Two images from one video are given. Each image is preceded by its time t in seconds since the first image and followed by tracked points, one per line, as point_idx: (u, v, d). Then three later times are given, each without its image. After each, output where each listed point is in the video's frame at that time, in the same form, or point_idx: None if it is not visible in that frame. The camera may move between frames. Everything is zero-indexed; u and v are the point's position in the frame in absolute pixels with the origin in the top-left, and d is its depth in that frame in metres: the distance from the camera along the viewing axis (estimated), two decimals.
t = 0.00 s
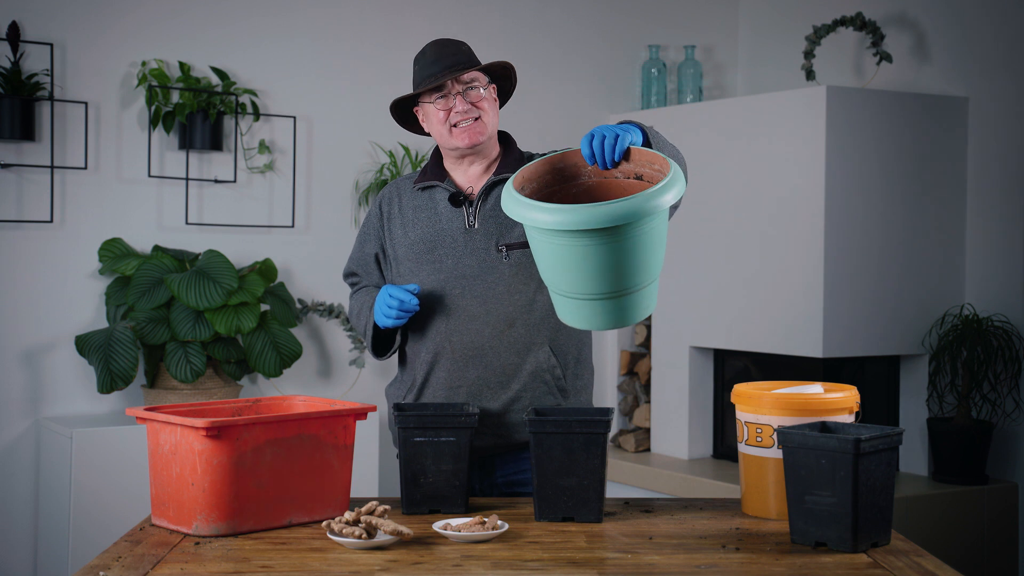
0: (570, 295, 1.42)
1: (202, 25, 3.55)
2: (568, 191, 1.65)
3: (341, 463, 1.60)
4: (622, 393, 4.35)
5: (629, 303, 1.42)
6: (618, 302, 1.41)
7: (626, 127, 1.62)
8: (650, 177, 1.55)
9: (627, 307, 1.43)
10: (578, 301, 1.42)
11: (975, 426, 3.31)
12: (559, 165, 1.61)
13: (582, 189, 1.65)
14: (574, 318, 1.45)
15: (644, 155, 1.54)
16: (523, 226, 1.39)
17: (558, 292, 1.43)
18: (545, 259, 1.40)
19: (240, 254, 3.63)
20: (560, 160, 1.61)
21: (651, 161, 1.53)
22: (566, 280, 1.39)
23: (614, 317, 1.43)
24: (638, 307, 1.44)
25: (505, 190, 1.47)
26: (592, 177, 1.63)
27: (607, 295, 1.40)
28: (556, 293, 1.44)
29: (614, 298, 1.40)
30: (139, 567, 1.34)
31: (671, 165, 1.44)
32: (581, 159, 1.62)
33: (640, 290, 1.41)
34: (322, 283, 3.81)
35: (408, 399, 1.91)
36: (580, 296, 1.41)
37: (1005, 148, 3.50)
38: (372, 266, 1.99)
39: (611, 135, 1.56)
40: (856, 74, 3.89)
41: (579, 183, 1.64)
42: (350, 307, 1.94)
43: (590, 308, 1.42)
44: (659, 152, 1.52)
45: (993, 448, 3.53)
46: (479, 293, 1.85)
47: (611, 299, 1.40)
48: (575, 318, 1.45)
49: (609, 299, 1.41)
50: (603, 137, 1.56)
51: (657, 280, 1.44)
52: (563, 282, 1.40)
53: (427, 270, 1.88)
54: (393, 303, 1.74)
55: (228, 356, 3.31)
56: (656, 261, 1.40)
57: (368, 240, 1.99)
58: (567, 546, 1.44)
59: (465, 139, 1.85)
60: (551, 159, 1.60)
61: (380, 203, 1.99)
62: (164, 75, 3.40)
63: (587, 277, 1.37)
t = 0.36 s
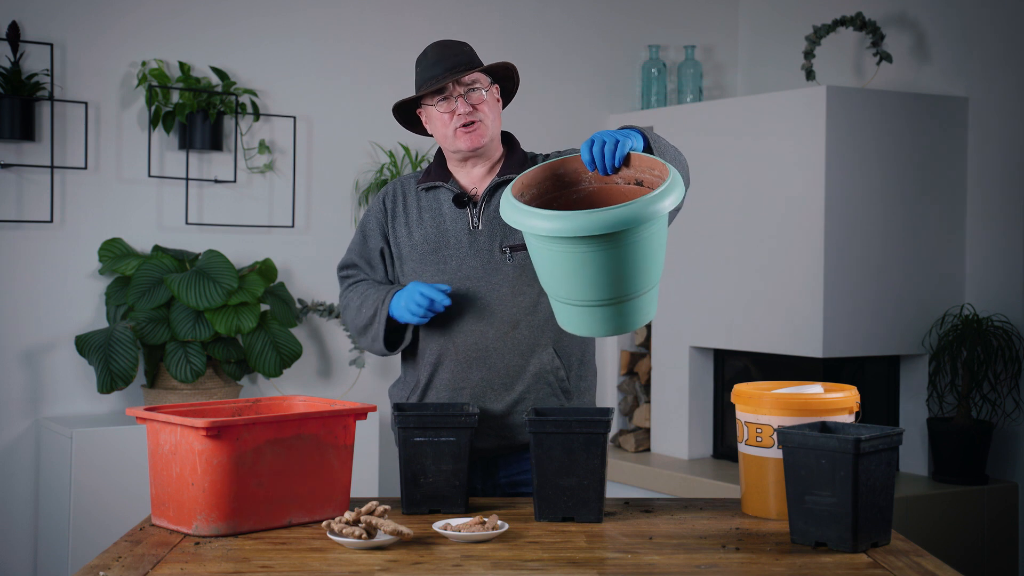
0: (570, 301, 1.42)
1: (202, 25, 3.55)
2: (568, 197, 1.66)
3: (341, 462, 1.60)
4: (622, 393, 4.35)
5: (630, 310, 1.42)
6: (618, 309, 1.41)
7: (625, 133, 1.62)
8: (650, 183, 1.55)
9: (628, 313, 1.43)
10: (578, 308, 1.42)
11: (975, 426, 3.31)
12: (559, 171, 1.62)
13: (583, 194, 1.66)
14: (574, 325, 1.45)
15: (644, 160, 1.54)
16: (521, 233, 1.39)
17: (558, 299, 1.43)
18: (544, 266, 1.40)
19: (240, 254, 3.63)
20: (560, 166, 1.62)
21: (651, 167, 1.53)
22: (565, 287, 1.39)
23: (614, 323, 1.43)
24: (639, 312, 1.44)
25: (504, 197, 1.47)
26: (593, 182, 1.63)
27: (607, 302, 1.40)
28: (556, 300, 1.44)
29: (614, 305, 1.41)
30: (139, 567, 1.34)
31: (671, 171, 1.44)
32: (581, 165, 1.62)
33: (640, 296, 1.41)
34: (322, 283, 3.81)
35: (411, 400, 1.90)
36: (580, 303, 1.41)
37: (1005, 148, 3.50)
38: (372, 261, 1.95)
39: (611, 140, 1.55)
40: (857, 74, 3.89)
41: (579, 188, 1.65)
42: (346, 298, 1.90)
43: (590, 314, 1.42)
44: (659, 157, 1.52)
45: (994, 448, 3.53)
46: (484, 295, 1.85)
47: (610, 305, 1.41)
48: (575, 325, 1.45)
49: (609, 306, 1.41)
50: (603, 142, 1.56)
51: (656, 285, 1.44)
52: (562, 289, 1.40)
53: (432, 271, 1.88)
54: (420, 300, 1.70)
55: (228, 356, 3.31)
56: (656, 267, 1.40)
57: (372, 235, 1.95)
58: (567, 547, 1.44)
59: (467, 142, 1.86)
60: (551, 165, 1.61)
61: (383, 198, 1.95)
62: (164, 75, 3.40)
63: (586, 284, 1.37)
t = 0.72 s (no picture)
0: (574, 327, 1.42)
1: (202, 25, 3.55)
2: (569, 223, 1.65)
3: (342, 463, 1.60)
4: (622, 393, 4.35)
5: (634, 333, 1.42)
6: (622, 333, 1.41)
7: (624, 157, 1.63)
8: (651, 208, 1.56)
9: (632, 337, 1.44)
10: (583, 333, 1.42)
11: (975, 426, 3.31)
12: (560, 197, 1.62)
13: (583, 220, 1.65)
14: (578, 350, 1.45)
15: (645, 185, 1.55)
16: (524, 260, 1.39)
17: (561, 324, 1.43)
18: (547, 293, 1.39)
19: (240, 254, 3.63)
20: (560, 192, 1.61)
21: (653, 191, 1.54)
22: (569, 313, 1.39)
23: (618, 347, 1.43)
24: (643, 335, 1.44)
25: (505, 223, 1.46)
26: (594, 208, 1.63)
27: (611, 327, 1.40)
28: (560, 325, 1.44)
29: (619, 329, 1.41)
30: (139, 567, 1.34)
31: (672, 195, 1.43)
32: (582, 191, 1.62)
33: (643, 320, 1.41)
34: (322, 283, 3.81)
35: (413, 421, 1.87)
36: (583, 328, 1.41)
37: (1005, 148, 3.50)
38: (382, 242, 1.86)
39: (611, 165, 1.56)
40: (857, 74, 3.90)
41: (579, 214, 1.65)
42: (343, 271, 1.75)
43: (594, 339, 1.42)
44: (660, 182, 1.53)
45: (993, 449, 3.53)
46: (495, 319, 1.84)
47: (614, 330, 1.40)
48: (578, 350, 1.45)
49: (613, 330, 1.41)
50: (604, 166, 1.56)
51: (659, 308, 1.44)
52: (566, 315, 1.40)
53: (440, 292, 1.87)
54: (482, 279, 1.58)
55: (228, 356, 3.31)
56: (659, 291, 1.40)
57: (392, 229, 1.89)
58: (567, 546, 1.44)
59: (469, 163, 1.84)
60: (551, 191, 1.61)
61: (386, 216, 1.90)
62: (164, 75, 3.40)
63: (589, 309, 1.37)
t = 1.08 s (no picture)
0: (580, 326, 1.42)
1: (201, 24, 3.55)
2: (570, 220, 1.64)
3: (342, 463, 1.60)
4: (622, 393, 4.35)
5: (640, 330, 1.42)
6: (628, 330, 1.41)
7: (624, 151, 1.62)
8: (652, 202, 1.55)
9: (638, 333, 1.43)
10: (589, 331, 1.42)
11: (975, 426, 3.31)
12: (560, 195, 1.61)
13: (583, 219, 1.64)
14: (585, 348, 1.45)
15: (645, 180, 1.54)
16: (527, 261, 1.39)
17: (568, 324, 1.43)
18: (552, 293, 1.39)
19: (240, 254, 3.63)
20: (560, 191, 1.60)
21: (653, 186, 1.53)
22: (574, 312, 1.39)
23: (625, 345, 1.43)
24: (650, 332, 1.44)
25: (507, 227, 1.46)
26: (595, 204, 1.62)
27: (617, 324, 1.40)
28: (566, 325, 1.44)
29: (624, 326, 1.40)
30: (139, 567, 1.34)
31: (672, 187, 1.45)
32: (582, 188, 1.61)
33: (649, 317, 1.41)
34: (322, 283, 3.81)
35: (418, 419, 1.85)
36: (590, 327, 1.41)
37: (1005, 148, 3.50)
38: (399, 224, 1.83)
39: (610, 161, 1.56)
40: (857, 74, 3.90)
41: (580, 211, 1.64)
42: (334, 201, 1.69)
43: (601, 338, 1.42)
44: (660, 176, 1.52)
45: (993, 449, 3.53)
46: (500, 317, 1.84)
47: (620, 328, 1.41)
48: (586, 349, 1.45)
49: (619, 327, 1.41)
50: (603, 163, 1.56)
51: (665, 305, 1.44)
52: (572, 314, 1.40)
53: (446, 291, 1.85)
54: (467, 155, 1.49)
55: (228, 356, 3.31)
56: (662, 286, 1.40)
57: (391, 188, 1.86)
58: (567, 546, 1.44)
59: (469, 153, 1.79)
60: (552, 190, 1.60)
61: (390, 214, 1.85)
62: (164, 75, 3.40)
63: (595, 308, 1.37)
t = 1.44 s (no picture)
0: (566, 280, 1.44)
1: (201, 25, 3.55)
2: (569, 181, 1.65)
3: (342, 462, 1.60)
4: (622, 393, 4.35)
5: (625, 290, 1.44)
6: (614, 288, 1.43)
7: (628, 118, 1.63)
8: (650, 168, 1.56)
9: (623, 294, 1.45)
10: (575, 286, 1.44)
11: (975, 426, 3.31)
12: (560, 154, 1.62)
13: (582, 179, 1.65)
14: (569, 305, 1.47)
15: (643, 145, 1.55)
16: (519, 208, 1.41)
17: (554, 277, 1.45)
18: (541, 242, 1.42)
19: (240, 254, 3.63)
20: (561, 149, 1.61)
21: (651, 151, 1.54)
22: (562, 263, 1.41)
23: (609, 303, 1.45)
24: (636, 293, 1.45)
25: (502, 175, 1.49)
26: (594, 167, 1.63)
27: (604, 280, 1.42)
28: (552, 279, 1.46)
29: (610, 283, 1.42)
30: (139, 567, 1.34)
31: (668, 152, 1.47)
32: (583, 149, 1.62)
33: (634, 276, 1.43)
34: (322, 283, 3.82)
35: (407, 389, 1.89)
36: (575, 281, 1.43)
37: (1005, 148, 3.50)
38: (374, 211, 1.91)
39: (612, 125, 1.56)
40: (857, 74, 3.90)
41: (580, 172, 1.65)
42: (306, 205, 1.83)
43: (586, 293, 1.44)
44: (661, 142, 1.53)
45: (993, 449, 3.53)
46: (486, 290, 1.84)
47: (605, 284, 1.42)
48: (571, 306, 1.47)
49: (605, 284, 1.43)
50: (607, 126, 1.56)
51: (652, 267, 1.46)
52: (559, 265, 1.42)
53: (434, 260, 1.86)
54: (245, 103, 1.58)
55: (228, 356, 3.31)
56: (651, 247, 1.43)
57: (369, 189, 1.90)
58: (567, 547, 1.44)
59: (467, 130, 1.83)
60: (553, 148, 1.61)
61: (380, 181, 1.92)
62: (164, 75, 3.40)
63: (581, 259, 1.40)
